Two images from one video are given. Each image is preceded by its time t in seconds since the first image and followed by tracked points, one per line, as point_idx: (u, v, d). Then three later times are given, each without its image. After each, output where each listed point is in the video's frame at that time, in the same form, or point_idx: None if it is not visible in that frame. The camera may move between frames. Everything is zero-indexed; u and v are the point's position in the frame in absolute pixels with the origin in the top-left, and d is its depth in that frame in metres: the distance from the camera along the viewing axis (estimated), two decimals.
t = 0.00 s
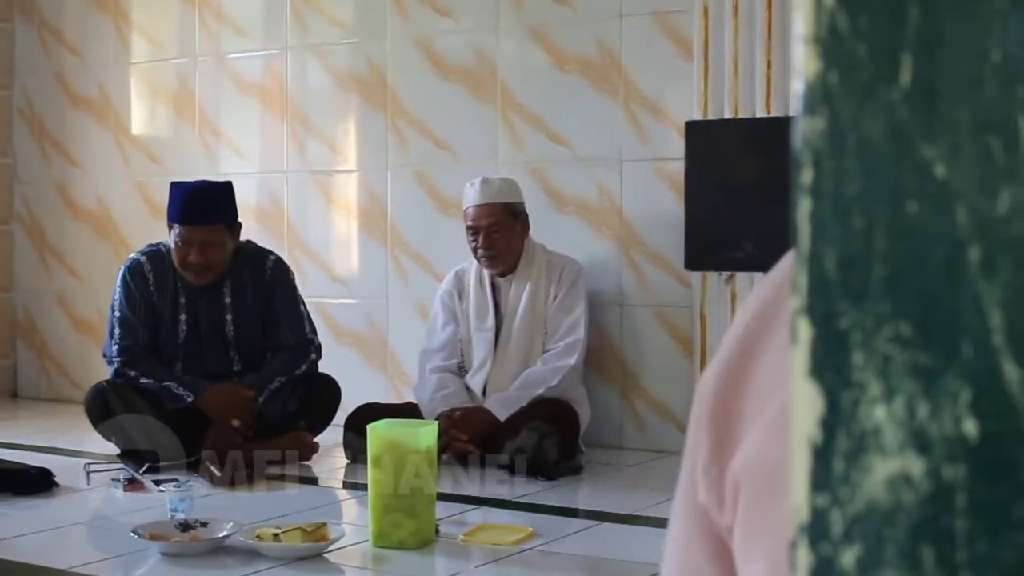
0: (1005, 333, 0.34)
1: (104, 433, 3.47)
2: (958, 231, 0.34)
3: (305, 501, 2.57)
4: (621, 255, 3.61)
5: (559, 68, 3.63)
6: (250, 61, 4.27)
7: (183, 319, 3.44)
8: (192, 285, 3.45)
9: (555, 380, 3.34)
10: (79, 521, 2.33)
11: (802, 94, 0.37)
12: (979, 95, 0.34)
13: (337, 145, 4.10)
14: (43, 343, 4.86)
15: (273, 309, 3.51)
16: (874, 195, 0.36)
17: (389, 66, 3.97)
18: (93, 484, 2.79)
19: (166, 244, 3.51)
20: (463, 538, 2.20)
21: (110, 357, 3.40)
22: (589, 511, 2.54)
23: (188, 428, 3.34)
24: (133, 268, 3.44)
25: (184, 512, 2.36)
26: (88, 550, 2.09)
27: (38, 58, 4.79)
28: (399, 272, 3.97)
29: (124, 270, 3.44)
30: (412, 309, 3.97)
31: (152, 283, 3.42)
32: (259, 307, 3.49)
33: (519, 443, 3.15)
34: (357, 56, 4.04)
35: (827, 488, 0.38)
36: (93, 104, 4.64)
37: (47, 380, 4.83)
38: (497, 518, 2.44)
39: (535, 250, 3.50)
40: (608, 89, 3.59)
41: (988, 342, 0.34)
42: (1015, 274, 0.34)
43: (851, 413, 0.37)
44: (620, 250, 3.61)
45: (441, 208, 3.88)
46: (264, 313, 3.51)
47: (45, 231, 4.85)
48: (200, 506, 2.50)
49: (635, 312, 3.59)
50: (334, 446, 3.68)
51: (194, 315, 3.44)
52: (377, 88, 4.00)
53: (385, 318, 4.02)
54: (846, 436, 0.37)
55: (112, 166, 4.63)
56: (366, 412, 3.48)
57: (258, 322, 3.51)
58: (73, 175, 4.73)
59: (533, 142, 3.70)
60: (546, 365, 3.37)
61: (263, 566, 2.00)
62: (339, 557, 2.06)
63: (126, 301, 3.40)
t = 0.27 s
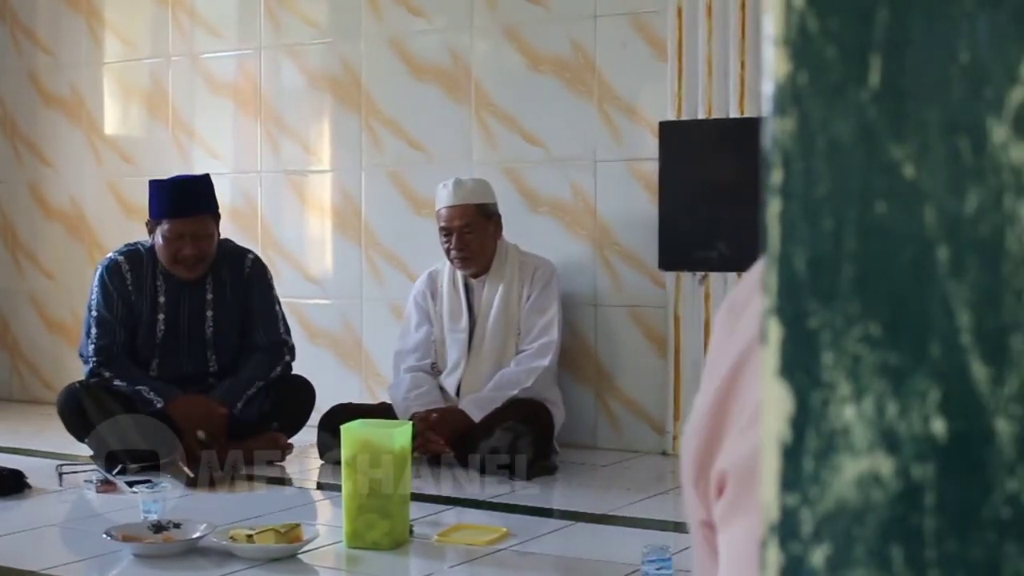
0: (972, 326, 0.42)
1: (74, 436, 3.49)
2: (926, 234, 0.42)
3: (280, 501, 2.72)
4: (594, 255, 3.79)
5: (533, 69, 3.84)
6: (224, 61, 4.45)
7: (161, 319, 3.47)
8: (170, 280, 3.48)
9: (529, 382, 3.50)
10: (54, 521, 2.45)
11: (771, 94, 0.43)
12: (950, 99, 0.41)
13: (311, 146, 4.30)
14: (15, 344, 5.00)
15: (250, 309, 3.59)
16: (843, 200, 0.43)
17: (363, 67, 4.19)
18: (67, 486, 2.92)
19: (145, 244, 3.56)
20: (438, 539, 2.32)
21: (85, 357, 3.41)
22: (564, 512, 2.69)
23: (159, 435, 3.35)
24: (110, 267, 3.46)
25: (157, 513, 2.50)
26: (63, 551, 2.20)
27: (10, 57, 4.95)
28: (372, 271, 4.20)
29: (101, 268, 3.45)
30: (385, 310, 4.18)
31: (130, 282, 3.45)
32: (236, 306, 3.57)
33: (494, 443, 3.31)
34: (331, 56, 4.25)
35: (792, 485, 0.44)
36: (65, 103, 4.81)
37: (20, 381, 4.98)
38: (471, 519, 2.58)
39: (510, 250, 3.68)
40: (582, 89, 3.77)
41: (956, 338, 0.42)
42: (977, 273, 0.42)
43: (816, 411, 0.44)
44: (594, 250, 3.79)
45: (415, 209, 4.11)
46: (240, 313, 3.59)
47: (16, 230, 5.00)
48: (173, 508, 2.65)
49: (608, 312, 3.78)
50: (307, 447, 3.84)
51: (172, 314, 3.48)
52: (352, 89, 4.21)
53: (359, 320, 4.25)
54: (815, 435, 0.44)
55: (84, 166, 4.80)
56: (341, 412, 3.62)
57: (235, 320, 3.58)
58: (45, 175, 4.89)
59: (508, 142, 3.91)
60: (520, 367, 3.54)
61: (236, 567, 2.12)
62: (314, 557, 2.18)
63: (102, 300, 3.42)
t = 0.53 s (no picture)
0: (940, 326, 0.39)
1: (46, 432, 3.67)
2: (893, 235, 0.39)
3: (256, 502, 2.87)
4: (567, 257, 3.97)
5: (508, 70, 4.03)
6: (197, 62, 4.67)
7: (136, 309, 3.65)
8: (147, 270, 3.66)
9: (500, 382, 3.66)
10: (28, 523, 2.53)
11: (740, 92, 0.40)
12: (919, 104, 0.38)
13: (285, 147, 4.51)
14: None
15: (220, 301, 3.78)
16: (812, 204, 0.40)
17: (337, 68, 4.39)
18: (39, 487, 3.00)
19: (119, 238, 3.73)
20: (412, 539, 2.39)
21: (62, 350, 3.57)
22: (537, 511, 2.74)
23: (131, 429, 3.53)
24: (86, 262, 3.63)
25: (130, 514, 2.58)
26: (36, 552, 2.29)
27: None
28: (347, 270, 4.40)
29: (77, 263, 3.61)
30: (359, 309, 4.38)
31: (105, 275, 3.62)
32: (208, 297, 3.76)
33: (467, 444, 3.42)
34: (305, 56, 4.45)
35: (764, 487, 0.41)
36: (38, 103, 5.03)
37: None
38: (444, 518, 2.64)
39: (484, 252, 3.84)
40: (555, 89, 3.95)
41: (924, 338, 0.39)
42: (944, 274, 0.39)
43: (786, 411, 0.41)
44: (566, 252, 3.98)
45: (390, 210, 4.31)
46: (211, 304, 3.78)
47: None
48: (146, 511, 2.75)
49: (581, 312, 3.95)
50: (280, 449, 4.00)
51: (148, 304, 3.65)
52: (326, 90, 4.41)
53: (333, 321, 4.45)
54: (784, 436, 0.41)
55: (57, 166, 5.02)
56: (315, 411, 3.79)
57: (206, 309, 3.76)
58: (19, 175, 5.11)
59: (482, 144, 4.09)
60: (493, 368, 3.69)
61: (208, 568, 2.20)
62: (287, 559, 2.26)
63: (79, 292, 3.59)
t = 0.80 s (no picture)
0: (905, 325, 0.46)
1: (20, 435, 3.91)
2: (859, 235, 0.46)
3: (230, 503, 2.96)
4: (541, 258, 4.20)
5: (480, 70, 4.27)
6: (168, 61, 5.00)
7: (107, 302, 3.95)
8: (116, 265, 3.96)
9: (472, 381, 3.88)
10: None
11: (709, 93, 0.49)
12: (883, 103, 0.45)
13: (256, 146, 4.80)
14: None
15: (186, 295, 4.10)
16: (779, 203, 0.47)
17: (308, 68, 4.65)
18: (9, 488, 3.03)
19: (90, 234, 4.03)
20: (383, 540, 2.45)
21: (35, 344, 3.84)
22: (508, 511, 2.80)
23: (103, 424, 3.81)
24: (56, 258, 3.90)
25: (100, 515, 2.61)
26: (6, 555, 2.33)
27: None
28: (319, 272, 4.65)
29: (48, 258, 3.89)
30: (331, 310, 4.64)
31: (76, 270, 3.90)
32: (175, 292, 4.07)
33: (439, 445, 3.58)
34: (275, 57, 4.71)
35: (733, 480, 0.49)
36: (11, 103, 5.45)
37: None
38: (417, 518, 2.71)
39: (456, 251, 4.08)
40: (527, 89, 4.18)
41: (889, 336, 0.46)
42: (909, 274, 0.46)
43: (754, 410, 0.49)
44: (539, 252, 4.20)
45: (362, 210, 4.54)
46: (178, 298, 4.10)
47: None
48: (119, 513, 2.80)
49: (554, 311, 4.18)
50: (251, 448, 4.27)
51: (118, 298, 3.96)
52: (298, 91, 4.66)
53: (305, 322, 4.72)
54: (752, 434, 0.49)
55: (29, 164, 5.39)
56: (289, 410, 4.06)
57: (173, 303, 4.08)
58: None
59: (453, 143, 4.34)
60: (465, 368, 3.92)
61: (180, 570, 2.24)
62: (258, 560, 2.30)
63: (50, 286, 3.86)
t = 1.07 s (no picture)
0: (869, 325, 0.50)
1: None
2: (824, 233, 0.50)
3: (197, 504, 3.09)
4: (512, 258, 4.40)
5: (450, 69, 4.43)
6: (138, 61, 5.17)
7: (76, 303, 4.10)
8: (85, 268, 4.11)
9: (442, 380, 4.10)
10: None
11: (676, 93, 0.53)
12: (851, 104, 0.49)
13: (226, 146, 4.99)
14: None
15: (156, 297, 4.24)
16: (745, 203, 0.52)
17: (278, 68, 4.83)
18: None
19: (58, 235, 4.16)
20: (354, 541, 2.60)
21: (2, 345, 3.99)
22: (478, 511, 3.01)
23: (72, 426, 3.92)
24: (25, 258, 4.05)
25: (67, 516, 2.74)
26: None
27: None
28: (289, 272, 4.85)
29: (17, 260, 4.04)
30: (301, 311, 4.83)
31: (45, 272, 4.05)
32: (145, 293, 4.22)
33: (410, 446, 3.77)
34: (246, 57, 4.89)
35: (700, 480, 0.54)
36: None
37: None
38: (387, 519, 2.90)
39: (426, 251, 4.31)
40: (498, 89, 4.37)
41: (853, 335, 0.50)
42: (874, 273, 0.50)
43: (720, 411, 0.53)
44: (510, 252, 4.40)
45: (333, 211, 4.72)
46: (148, 300, 4.25)
47: None
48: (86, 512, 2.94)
49: (524, 312, 4.39)
50: (221, 448, 4.44)
51: (86, 298, 4.11)
52: (269, 91, 4.84)
53: (275, 324, 4.91)
54: (719, 434, 0.53)
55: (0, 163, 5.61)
56: (260, 410, 4.25)
57: (142, 303, 4.22)
58: None
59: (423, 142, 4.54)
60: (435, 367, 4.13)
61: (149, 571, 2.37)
62: (229, 561, 2.44)
63: (18, 288, 4.02)
